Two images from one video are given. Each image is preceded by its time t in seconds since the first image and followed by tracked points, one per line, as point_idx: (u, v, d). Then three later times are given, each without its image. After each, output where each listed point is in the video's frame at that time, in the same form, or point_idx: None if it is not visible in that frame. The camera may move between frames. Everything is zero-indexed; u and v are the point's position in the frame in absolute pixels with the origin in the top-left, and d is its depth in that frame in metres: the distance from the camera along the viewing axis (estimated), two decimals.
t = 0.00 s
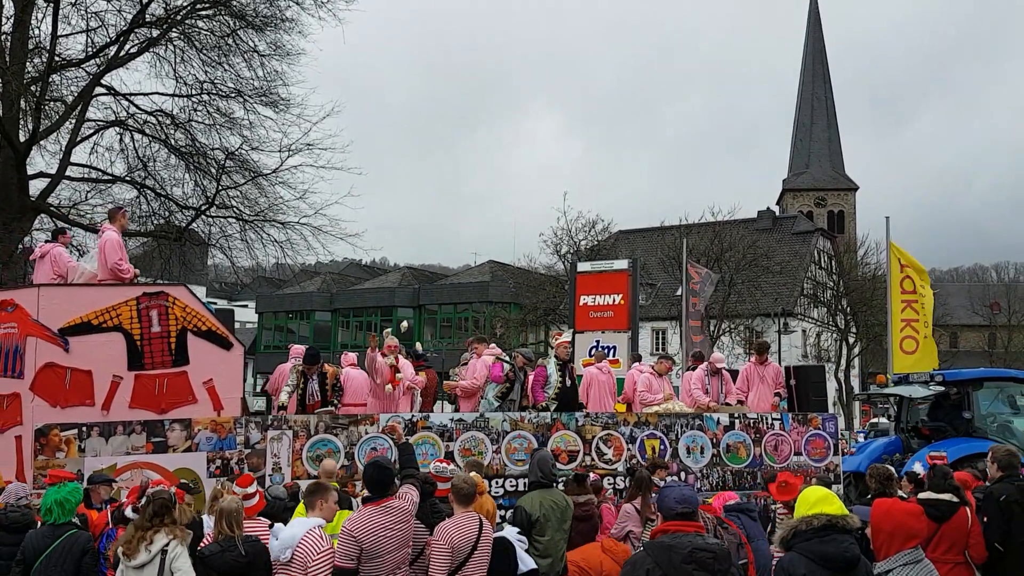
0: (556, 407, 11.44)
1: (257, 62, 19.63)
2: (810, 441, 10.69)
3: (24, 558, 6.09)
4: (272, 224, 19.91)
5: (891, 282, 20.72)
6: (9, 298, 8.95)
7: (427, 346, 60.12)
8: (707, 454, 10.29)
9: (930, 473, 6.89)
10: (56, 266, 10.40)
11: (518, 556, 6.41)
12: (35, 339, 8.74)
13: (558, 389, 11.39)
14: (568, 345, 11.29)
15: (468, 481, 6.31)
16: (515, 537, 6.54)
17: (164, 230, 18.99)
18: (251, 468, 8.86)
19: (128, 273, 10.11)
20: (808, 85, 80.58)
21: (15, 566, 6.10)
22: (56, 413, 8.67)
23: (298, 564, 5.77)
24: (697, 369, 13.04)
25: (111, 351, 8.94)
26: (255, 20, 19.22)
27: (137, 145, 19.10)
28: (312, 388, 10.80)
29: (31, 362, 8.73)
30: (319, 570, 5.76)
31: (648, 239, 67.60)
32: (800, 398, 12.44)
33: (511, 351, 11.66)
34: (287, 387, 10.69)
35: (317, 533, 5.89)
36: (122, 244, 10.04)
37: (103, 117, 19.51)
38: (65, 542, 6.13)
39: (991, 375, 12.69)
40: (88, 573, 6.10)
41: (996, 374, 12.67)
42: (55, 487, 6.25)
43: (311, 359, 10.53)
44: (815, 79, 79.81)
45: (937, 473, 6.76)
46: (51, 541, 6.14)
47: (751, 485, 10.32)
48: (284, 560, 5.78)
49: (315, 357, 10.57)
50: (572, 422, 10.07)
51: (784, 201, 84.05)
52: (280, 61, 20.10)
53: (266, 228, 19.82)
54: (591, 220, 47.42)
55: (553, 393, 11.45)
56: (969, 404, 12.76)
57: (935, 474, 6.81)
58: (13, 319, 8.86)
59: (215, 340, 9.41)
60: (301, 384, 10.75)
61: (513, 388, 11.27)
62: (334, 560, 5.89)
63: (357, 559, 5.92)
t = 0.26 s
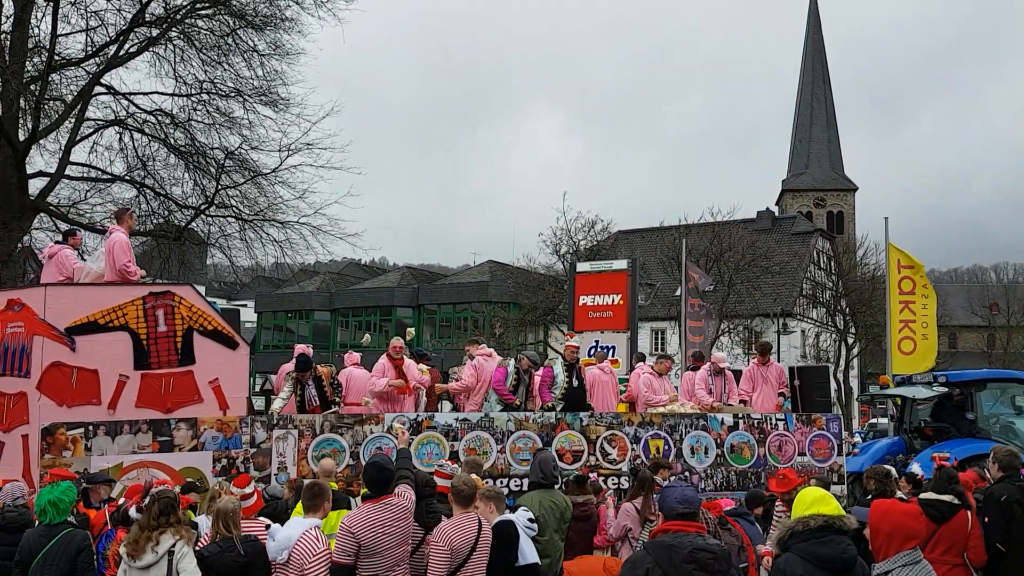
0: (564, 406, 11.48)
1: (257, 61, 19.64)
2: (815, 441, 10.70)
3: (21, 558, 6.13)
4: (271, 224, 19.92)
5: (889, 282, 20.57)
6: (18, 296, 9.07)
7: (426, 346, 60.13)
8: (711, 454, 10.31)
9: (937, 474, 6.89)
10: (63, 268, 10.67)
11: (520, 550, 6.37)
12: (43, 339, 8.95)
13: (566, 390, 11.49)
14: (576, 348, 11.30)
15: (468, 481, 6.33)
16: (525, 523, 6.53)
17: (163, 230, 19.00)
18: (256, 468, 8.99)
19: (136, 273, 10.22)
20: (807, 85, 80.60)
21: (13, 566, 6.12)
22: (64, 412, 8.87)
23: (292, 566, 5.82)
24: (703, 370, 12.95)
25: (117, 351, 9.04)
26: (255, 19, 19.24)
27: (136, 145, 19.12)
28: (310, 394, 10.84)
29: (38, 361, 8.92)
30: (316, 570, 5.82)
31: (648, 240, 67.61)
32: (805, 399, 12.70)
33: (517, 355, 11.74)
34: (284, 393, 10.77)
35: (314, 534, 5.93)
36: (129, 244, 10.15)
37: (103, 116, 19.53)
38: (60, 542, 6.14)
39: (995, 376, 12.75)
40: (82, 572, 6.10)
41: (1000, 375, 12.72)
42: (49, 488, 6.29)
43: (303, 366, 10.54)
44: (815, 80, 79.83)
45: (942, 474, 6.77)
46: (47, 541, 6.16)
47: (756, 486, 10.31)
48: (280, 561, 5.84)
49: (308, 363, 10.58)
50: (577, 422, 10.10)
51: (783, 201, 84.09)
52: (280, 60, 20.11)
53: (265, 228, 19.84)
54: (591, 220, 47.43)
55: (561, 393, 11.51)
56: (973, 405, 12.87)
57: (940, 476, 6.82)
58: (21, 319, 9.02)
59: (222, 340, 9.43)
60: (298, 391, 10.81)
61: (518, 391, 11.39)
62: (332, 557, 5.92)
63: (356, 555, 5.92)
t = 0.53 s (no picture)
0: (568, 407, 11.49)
1: (257, 61, 19.64)
2: (819, 441, 10.62)
3: (18, 557, 6.14)
4: (271, 223, 19.93)
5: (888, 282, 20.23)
6: (25, 296, 9.44)
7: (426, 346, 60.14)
8: (715, 454, 10.32)
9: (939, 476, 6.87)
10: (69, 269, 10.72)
11: (520, 548, 6.31)
12: (50, 339, 9.15)
13: (569, 391, 11.48)
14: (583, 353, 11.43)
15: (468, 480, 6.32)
16: (533, 520, 6.39)
17: (162, 230, 19.00)
18: (262, 467, 9.22)
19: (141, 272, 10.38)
20: (807, 85, 80.58)
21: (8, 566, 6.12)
22: (71, 412, 9.05)
23: (295, 567, 5.79)
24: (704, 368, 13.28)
25: (125, 351, 9.35)
26: (254, 19, 19.23)
27: (135, 144, 19.12)
28: (308, 395, 10.90)
29: (46, 361, 9.12)
30: (318, 570, 5.83)
31: (648, 239, 67.59)
32: (809, 399, 12.67)
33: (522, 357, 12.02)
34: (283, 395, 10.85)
35: (316, 536, 5.95)
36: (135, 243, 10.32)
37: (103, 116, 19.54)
38: (56, 542, 6.14)
39: (999, 375, 12.81)
40: (80, 572, 6.11)
41: (1004, 374, 12.78)
42: (41, 488, 6.27)
43: (300, 369, 10.54)
44: (814, 79, 79.80)
45: (946, 475, 6.72)
46: (42, 542, 6.15)
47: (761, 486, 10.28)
48: (282, 564, 5.78)
49: (304, 367, 10.58)
50: (582, 422, 10.19)
51: (783, 201, 84.05)
52: (280, 60, 20.11)
53: (265, 227, 19.84)
54: (590, 219, 47.42)
55: (566, 395, 11.53)
56: (977, 405, 12.93)
57: (942, 478, 6.77)
58: (28, 319, 9.33)
59: (227, 339, 9.85)
60: (295, 395, 10.87)
61: (524, 395, 11.69)
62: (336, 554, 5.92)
63: (361, 551, 5.91)
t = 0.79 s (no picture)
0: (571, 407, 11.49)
1: (257, 61, 19.62)
2: (823, 442, 10.53)
3: (11, 555, 6.11)
4: (271, 224, 19.93)
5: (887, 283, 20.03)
6: (32, 296, 9.32)
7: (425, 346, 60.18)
8: (720, 454, 10.27)
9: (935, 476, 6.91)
10: (76, 271, 10.77)
11: (520, 548, 6.31)
12: (57, 339, 9.02)
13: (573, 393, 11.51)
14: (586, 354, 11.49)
15: (467, 480, 6.27)
16: (535, 521, 6.39)
17: (162, 230, 18.99)
18: (269, 467, 9.27)
19: (143, 270, 10.44)
20: (807, 86, 80.54)
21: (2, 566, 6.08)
22: (78, 412, 8.95)
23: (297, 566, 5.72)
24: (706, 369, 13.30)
25: (131, 351, 9.20)
26: (254, 19, 19.21)
27: (135, 144, 19.11)
28: (310, 394, 10.83)
29: (53, 361, 9.01)
30: (320, 569, 5.77)
31: (647, 239, 67.61)
32: (814, 400, 12.52)
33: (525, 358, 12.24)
34: (285, 394, 10.74)
35: (317, 533, 5.88)
36: (137, 241, 10.38)
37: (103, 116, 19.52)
38: (52, 542, 6.13)
39: (1003, 376, 12.86)
40: (76, 571, 6.13)
41: (1008, 375, 12.81)
42: (35, 487, 6.26)
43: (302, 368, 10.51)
44: (814, 80, 79.77)
45: (942, 474, 6.78)
46: (38, 541, 6.14)
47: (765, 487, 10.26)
48: (282, 563, 5.71)
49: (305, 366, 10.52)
50: (587, 423, 10.23)
51: (783, 201, 84.00)
52: (280, 60, 20.09)
53: (265, 228, 19.83)
54: (590, 220, 47.40)
55: (570, 397, 11.54)
56: (981, 406, 12.92)
57: (938, 478, 6.84)
58: (35, 319, 9.25)
59: (234, 340, 9.68)
60: (298, 394, 10.79)
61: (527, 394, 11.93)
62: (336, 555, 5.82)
63: (361, 552, 5.81)
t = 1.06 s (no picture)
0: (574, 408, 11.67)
1: (258, 60, 19.64)
2: (828, 442, 10.64)
3: (9, 555, 6.06)
4: (271, 223, 19.95)
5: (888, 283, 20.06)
6: (40, 296, 9.54)
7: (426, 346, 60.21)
8: (726, 454, 10.32)
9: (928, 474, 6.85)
10: (81, 268, 10.78)
11: (521, 548, 6.15)
12: (64, 338, 9.17)
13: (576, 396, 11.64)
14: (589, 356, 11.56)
15: (466, 479, 6.28)
16: (538, 521, 6.22)
17: (163, 229, 19.00)
18: (276, 466, 9.22)
19: (145, 269, 10.55)
20: (808, 86, 80.53)
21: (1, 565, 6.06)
22: (85, 411, 9.08)
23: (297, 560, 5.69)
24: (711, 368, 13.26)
25: (139, 350, 9.40)
26: (255, 19, 19.22)
27: (136, 144, 19.12)
28: (315, 395, 10.85)
29: (60, 360, 9.13)
30: (323, 566, 5.71)
31: (647, 239, 67.63)
32: (820, 401, 12.59)
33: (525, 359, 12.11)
34: (290, 397, 10.77)
35: (318, 528, 5.89)
36: (139, 239, 10.51)
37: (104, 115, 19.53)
38: (52, 541, 6.15)
39: (1008, 378, 12.98)
40: (77, 570, 6.18)
41: (1013, 377, 12.95)
42: (32, 486, 6.24)
43: (306, 371, 10.49)
44: (815, 81, 79.76)
45: (933, 473, 6.71)
46: (38, 540, 6.14)
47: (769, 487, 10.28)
48: (281, 555, 5.68)
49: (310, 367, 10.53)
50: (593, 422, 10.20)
51: (783, 202, 83.98)
52: (281, 59, 20.10)
53: (265, 227, 19.85)
54: (591, 220, 47.39)
55: (573, 398, 11.79)
56: (985, 407, 13.03)
57: (930, 476, 6.76)
58: (43, 318, 9.43)
59: (241, 339, 9.93)
60: (303, 396, 10.81)
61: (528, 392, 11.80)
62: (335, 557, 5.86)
63: (358, 554, 5.87)
